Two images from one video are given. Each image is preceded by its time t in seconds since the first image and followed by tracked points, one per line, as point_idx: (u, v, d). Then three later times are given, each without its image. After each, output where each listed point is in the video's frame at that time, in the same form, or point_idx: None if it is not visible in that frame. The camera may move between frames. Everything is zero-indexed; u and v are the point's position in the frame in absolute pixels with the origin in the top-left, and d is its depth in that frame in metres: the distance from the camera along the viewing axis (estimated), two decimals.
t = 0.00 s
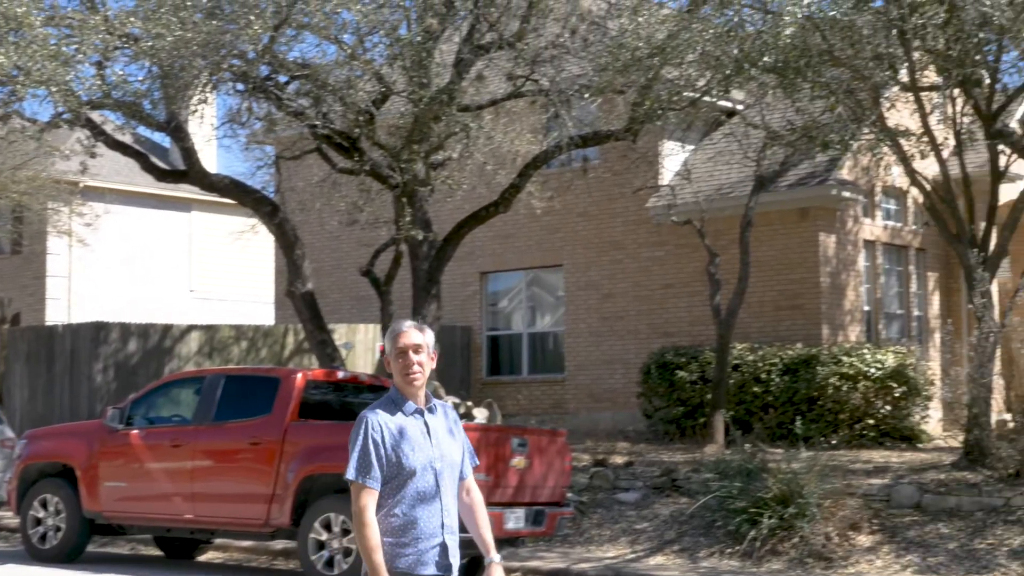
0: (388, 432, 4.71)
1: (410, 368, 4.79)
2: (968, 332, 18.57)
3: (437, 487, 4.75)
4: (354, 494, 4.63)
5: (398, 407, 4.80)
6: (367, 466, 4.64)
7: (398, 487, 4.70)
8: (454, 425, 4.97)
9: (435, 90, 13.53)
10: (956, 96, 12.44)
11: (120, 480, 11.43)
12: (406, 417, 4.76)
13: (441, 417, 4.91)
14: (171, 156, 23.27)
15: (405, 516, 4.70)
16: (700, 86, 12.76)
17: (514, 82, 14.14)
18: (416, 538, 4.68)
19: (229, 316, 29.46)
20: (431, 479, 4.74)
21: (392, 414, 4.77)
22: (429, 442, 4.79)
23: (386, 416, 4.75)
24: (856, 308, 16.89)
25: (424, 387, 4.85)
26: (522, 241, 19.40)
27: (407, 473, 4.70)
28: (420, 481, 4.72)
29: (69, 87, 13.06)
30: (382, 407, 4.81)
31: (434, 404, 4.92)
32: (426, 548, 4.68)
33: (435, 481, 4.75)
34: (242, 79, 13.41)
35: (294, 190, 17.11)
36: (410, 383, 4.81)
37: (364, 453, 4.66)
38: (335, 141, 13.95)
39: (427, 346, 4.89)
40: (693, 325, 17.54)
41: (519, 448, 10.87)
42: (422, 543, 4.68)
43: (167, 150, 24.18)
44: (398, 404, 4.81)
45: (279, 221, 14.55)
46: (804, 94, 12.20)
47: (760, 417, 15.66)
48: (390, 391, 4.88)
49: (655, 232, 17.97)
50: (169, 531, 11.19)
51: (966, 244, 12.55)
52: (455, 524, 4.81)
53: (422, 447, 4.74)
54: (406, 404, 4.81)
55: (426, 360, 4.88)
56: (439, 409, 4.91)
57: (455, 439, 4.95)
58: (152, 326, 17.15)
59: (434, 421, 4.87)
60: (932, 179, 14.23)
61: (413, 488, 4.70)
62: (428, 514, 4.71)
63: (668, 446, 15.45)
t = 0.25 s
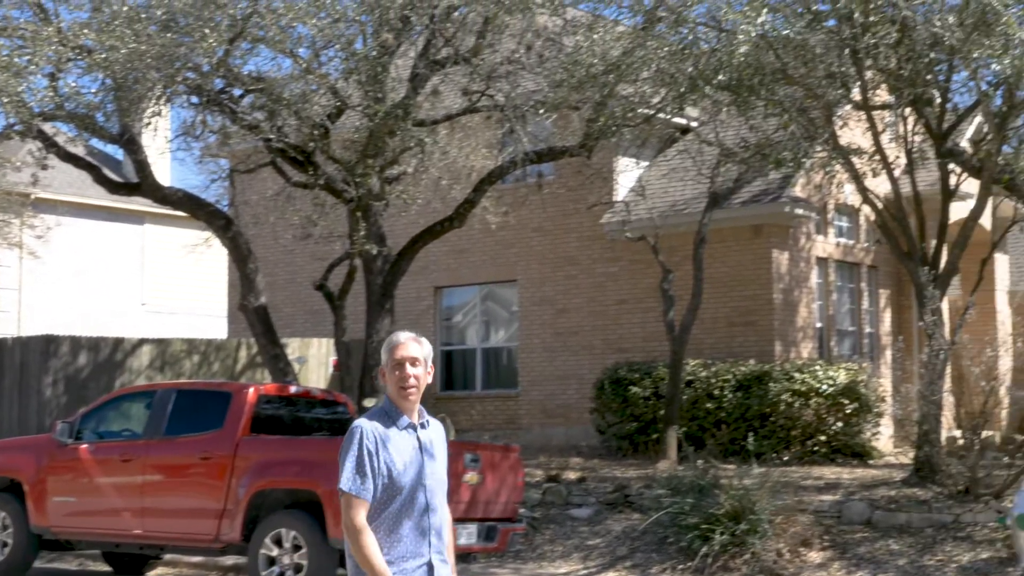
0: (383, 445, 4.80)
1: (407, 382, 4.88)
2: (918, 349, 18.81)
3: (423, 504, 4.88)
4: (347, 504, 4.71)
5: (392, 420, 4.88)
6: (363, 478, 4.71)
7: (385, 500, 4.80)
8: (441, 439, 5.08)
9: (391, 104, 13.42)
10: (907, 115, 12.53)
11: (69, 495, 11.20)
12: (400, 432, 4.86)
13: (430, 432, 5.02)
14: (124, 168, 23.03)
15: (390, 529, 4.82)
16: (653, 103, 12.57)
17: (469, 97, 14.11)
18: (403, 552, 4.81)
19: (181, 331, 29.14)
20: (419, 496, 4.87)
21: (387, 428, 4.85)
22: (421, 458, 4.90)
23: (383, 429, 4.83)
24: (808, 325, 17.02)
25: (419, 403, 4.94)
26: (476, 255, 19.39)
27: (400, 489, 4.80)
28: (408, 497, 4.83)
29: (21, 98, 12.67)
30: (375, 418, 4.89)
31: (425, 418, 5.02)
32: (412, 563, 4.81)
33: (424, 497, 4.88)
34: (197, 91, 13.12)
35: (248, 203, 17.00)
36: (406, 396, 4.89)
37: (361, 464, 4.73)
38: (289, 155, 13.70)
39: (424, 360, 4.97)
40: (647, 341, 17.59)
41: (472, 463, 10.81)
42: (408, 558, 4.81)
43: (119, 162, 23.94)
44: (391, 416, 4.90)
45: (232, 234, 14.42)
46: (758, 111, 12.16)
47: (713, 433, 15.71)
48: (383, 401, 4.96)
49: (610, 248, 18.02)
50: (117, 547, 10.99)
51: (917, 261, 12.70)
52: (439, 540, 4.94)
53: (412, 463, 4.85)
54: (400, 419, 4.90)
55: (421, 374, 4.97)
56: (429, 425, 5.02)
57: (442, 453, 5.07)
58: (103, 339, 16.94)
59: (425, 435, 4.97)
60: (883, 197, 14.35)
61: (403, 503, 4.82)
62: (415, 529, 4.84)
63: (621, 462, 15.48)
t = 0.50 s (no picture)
0: (375, 475, 4.81)
1: (404, 411, 4.90)
2: (872, 372, 19.00)
3: (415, 535, 4.89)
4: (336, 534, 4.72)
5: (385, 451, 4.90)
6: (352, 508, 4.72)
7: (376, 531, 4.81)
8: (437, 471, 5.10)
9: (347, 123, 13.20)
10: (861, 138, 12.62)
11: (19, 515, 10.98)
12: (393, 463, 4.87)
13: (426, 463, 5.04)
14: (77, 185, 22.76)
15: (380, 561, 4.82)
16: (609, 124, 12.45)
17: (426, 116, 14.07)
18: None
19: (135, 348, 28.89)
20: (412, 527, 4.87)
21: (381, 458, 4.87)
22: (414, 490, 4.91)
23: (376, 459, 4.85)
24: (763, 347, 17.10)
25: (414, 434, 4.96)
26: (432, 275, 19.34)
27: (391, 520, 4.81)
28: (400, 528, 4.85)
29: None
30: (371, 447, 4.91)
31: (422, 447, 5.04)
32: None
33: (416, 529, 4.88)
34: (152, 108, 12.80)
35: (202, 222, 16.85)
36: (403, 425, 4.92)
37: (350, 494, 4.75)
38: (245, 173, 13.55)
39: (423, 389, 5.00)
40: (603, 362, 17.59)
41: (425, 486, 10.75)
42: None
43: (72, 178, 23.66)
44: (387, 446, 4.92)
45: (187, 252, 14.27)
46: (713, 133, 12.10)
47: (667, 454, 15.72)
48: (380, 430, 4.99)
49: (566, 269, 18.02)
50: (68, 568, 10.77)
51: (871, 284, 12.82)
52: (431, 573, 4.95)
53: (405, 494, 4.86)
54: (396, 448, 4.92)
55: (419, 404, 4.99)
56: (425, 455, 5.03)
57: (438, 484, 5.09)
58: (54, 358, 16.68)
59: (420, 466, 4.99)
60: (838, 220, 14.41)
61: (394, 535, 4.83)
62: (405, 561, 4.84)
63: (576, 483, 15.46)
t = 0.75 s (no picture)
0: (375, 499, 4.78)
1: (406, 435, 4.88)
2: (830, 396, 19.14)
3: (423, 561, 4.81)
4: (336, 559, 4.70)
5: (388, 475, 4.88)
6: (351, 533, 4.69)
7: (382, 559, 4.76)
8: (446, 497, 5.05)
9: (307, 145, 13.13)
10: (820, 164, 12.68)
11: None
12: (394, 487, 4.84)
13: (434, 489, 4.99)
14: (33, 205, 22.49)
15: None
16: (570, 147, 12.25)
17: (387, 139, 14.07)
18: None
19: (93, 371, 28.50)
20: (418, 554, 4.80)
21: (382, 482, 4.84)
22: (418, 514, 4.86)
23: (378, 485, 4.83)
24: (722, 371, 17.15)
25: (419, 457, 4.92)
26: (391, 298, 19.27)
27: (393, 543, 4.75)
28: (405, 554, 4.77)
29: None
30: (374, 474, 4.89)
31: (429, 474, 4.99)
32: None
33: (421, 553, 4.81)
34: (109, 129, 12.50)
35: (160, 243, 16.69)
36: (406, 448, 4.89)
37: (351, 519, 4.72)
38: (203, 195, 13.40)
39: (427, 413, 4.98)
40: (562, 386, 17.57)
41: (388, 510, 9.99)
42: None
43: (27, 198, 23.38)
44: (391, 472, 4.89)
45: (144, 273, 14.11)
46: (673, 158, 12.04)
47: (627, 478, 15.70)
48: (385, 457, 4.97)
49: (525, 292, 18.00)
50: None
51: (830, 309, 12.82)
52: None
53: (411, 519, 4.81)
54: (399, 474, 4.89)
55: (425, 429, 4.96)
56: (431, 481, 4.99)
57: (447, 511, 5.03)
58: (8, 380, 16.41)
59: (427, 491, 4.94)
60: (797, 245, 14.49)
61: (399, 561, 4.76)
62: None
63: (535, 507, 15.40)
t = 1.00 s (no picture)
0: (378, 528, 4.58)
1: (413, 462, 4.67)
2: (793, 422, 19.23)
3: None
4: None
5: (393, 503, 4.68)
6: (352, 564, 4.51)
7: None
8: (454, 523, 4.85)
9: (271, 167, 12.96)
10: (784, 190, 12.72)
11: None
12: (397, 515, 4.64)
13: (441, 514, 4.79)
14: None
15: None
16: (534, 172, 12.13)
17: (351, 163, 13.91)
18: None
19: (54, 394, 28.10)
20: None
21: (386, 510, 4.66)
22: (423, 542, 4.66)
23: (382, 513, 4.63)
24: (685, 396, 17.16)
25: (426, 483, 4.72)
26: (355, 321, 19.19)
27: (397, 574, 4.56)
28: None
29: None
30: (380, 499, 4.70)
31: (436, 499, 4.80)
32: None
33: None
34: (70, 149, 12.29)
35: (122, 264, 16.53)
36: (411, 475, 4.69)
37: (352, 549, 4.53)
38: (165, 217, 13.28)
39: (434, 437, 4.75)
40: (526, 411, 17.53)
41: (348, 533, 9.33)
42: None
43: None
44: (397, 498, 4.70)
45: (105, 295, 13.95)
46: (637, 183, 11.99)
47: (590, 503, 15.65)
48: (391, 482, 4.77)
49: (489, 316, 17.97)
50: None
51: (792, 334, 12.86)
52: None
53: (415, 549, 4.62)
54: (405, 500, 4.70)
55: (432, 454, 4.74)
56: (438, 505, 4.80)
57: (455, 537, 4.83)
58: None
59: (432, 518, 4.74)
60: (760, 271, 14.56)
61: None
62: None
63: (498, 533, 15.32)
